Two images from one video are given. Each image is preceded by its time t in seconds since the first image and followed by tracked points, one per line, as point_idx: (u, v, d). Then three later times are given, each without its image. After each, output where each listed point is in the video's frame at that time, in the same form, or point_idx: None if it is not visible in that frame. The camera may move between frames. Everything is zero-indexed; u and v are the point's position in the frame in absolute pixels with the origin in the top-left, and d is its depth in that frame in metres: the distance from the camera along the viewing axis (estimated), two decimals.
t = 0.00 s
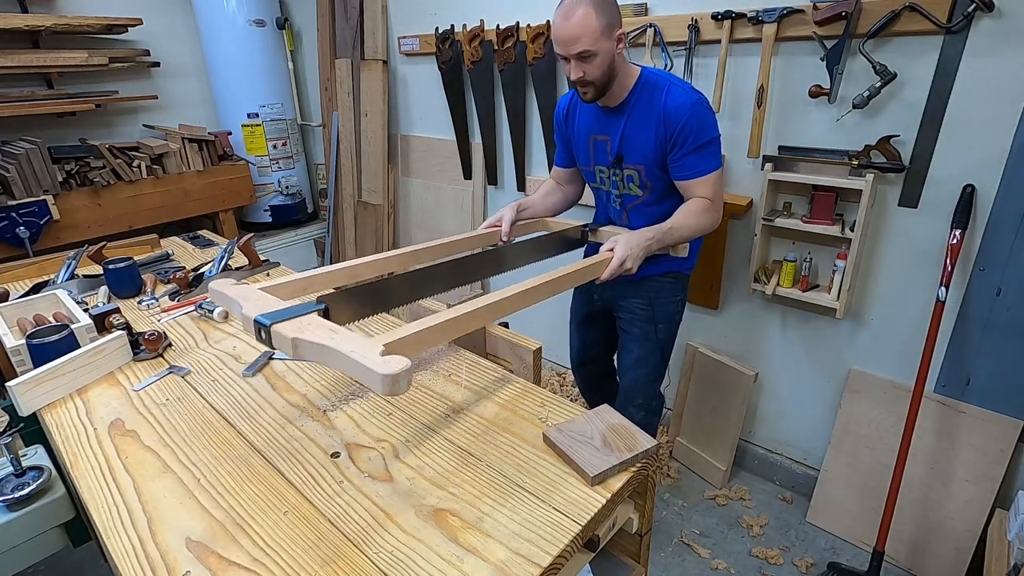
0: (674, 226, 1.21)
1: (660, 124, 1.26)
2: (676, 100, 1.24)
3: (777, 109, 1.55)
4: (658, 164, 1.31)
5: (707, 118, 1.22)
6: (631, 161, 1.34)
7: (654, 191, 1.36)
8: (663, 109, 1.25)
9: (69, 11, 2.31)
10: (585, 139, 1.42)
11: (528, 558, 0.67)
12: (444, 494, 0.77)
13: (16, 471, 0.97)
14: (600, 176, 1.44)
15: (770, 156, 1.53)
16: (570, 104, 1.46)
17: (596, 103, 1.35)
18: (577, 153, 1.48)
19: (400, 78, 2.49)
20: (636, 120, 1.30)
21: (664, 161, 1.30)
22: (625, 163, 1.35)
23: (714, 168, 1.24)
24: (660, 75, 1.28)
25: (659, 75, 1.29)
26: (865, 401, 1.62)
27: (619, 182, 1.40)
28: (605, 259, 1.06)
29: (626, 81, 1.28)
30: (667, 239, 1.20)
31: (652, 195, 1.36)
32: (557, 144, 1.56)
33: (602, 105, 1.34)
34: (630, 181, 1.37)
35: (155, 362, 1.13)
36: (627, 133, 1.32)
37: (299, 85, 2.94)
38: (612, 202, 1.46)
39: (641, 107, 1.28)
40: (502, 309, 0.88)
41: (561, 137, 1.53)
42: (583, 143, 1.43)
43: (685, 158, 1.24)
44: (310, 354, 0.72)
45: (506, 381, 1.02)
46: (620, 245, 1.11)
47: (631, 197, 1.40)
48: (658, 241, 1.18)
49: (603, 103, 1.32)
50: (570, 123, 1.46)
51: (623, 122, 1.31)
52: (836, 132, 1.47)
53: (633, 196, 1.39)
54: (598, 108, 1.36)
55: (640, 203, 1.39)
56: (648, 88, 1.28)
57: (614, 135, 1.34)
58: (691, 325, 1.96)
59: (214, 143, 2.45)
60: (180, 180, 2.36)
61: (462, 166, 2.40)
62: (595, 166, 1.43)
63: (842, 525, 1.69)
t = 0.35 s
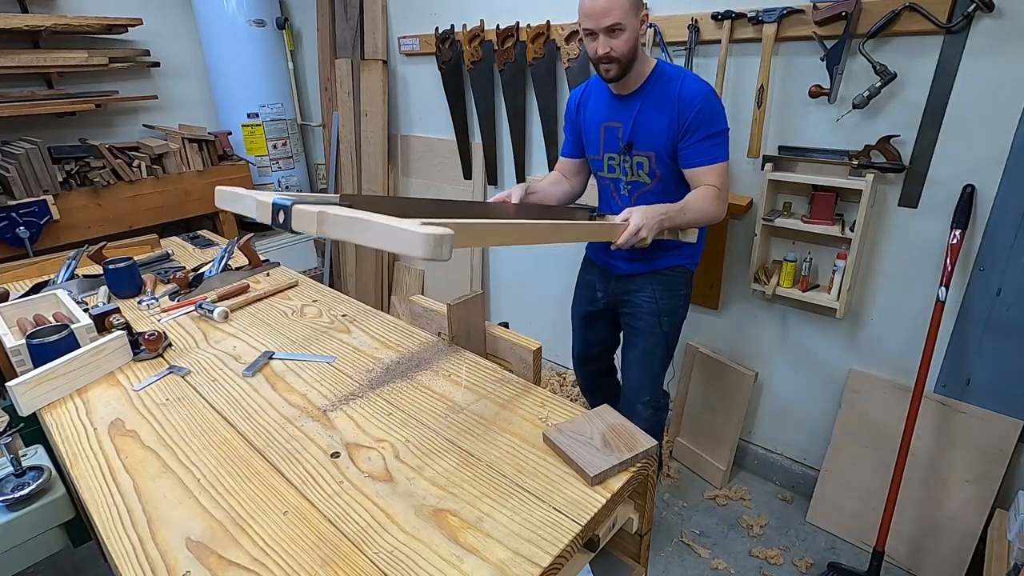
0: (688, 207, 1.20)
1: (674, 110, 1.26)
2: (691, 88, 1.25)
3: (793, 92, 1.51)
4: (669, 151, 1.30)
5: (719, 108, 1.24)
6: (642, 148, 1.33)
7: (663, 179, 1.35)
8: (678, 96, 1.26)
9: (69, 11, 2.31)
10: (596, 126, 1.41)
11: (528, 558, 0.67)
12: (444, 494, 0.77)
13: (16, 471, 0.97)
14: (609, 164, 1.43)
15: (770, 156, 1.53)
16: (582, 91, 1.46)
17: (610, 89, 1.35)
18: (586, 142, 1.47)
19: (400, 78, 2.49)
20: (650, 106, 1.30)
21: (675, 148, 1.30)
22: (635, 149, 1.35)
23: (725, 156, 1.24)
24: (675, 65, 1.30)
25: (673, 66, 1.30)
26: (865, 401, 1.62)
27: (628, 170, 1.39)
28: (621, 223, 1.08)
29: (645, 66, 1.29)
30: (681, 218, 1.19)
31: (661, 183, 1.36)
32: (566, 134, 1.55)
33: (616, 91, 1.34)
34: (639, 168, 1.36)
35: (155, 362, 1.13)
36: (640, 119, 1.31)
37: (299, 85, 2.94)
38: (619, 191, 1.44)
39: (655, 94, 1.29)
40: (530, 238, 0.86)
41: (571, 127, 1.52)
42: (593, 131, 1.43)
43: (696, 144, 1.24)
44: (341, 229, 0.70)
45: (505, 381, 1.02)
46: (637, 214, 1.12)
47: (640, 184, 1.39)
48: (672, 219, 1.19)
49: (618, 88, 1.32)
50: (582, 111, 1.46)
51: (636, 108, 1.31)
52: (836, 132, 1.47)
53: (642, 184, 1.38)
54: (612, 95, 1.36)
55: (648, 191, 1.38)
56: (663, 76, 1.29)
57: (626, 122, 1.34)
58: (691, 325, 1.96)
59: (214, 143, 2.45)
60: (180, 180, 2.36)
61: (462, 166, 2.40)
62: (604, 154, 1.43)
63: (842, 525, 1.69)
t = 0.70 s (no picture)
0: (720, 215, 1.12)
1: (691, 112, 1.24)
2: (708, 91, 1.22)
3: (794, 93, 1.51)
4: (683, 155, 1.27)
5: (737, 110, 1.21)
6: (656, 151, 1.30)
7: (676, 184, 1.32)
8: (695, 98, 1.23)
9: (69, 11, 2.31)
10: (606, 129, 1.38)
11: (528, 557, 0.67)
12: (444, 494, 0.77)
13: (16, 471, 0.97)
14: (620, 167, 1.39)
15: (770, 156, 1.53)
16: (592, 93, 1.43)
17: (622, 90, 1.33)
18: (595, 145, 1.43)
19: (400, 78, 2.49)
20: (665, 108, 1.27)
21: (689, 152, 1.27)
22: (648, 152, 1.32)
23: (743, 161, 1.21)
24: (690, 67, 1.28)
25: (690, 68, 1.28)
26: (865, 401, 1.62)
27: (639, 173, 1.36)
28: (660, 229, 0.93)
29: (658, 64, 1.26)
30: (715, 225, 1.09)
31: (673, 188, 1.32)
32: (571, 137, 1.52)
33: (629, 92, 1.31)
34: (651, 171, 1.33)
35: (155, 362, 1.13)
36: (654, 121, 1.29)
37: (299, 85, 2.94)
38: (630, 196, 1.41)
39: (670, 96, 1.26)
40: (595, 242, 0.74)
41: (578, 130, 1.48)
42: (603, 134, 1.40)
43: (712, 148, 1.21)
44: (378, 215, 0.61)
45: (505, 381, 1.02)
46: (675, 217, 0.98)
47: (652, 188, 1.35)
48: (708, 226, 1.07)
49: (631, 88, 1.30)
50: (591, 113, 1.42)
51: (651, 110, 1.29)
52: (836, 132, 1.47)
53: (654, 188, 1.35)
54: (624, 96, 1.34)
55: (660, 196, 1.34)
56: (678, 78, 1.26)
57: (639, 124, 1.31)
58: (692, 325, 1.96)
59: (215, 144, 2.46)
60: (180, 180, 2.36)
61: (462, 166, 2.40)
62: (615, 157, 1.39)
63: (842, 526, 1.69)
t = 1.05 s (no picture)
0: (758, 265, 1.00)
1: (732, 129, 1.09)
2: (751, 104, 1.07)
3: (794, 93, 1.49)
4: (724, 176, 1.14)
5: (785, 127, 1.06)
6: (692, 171, 1.17)
7: (715, 206, 1.19)
8: (737, 112, 1.08)
9: (69, 11, 2.30)
10: (635, 143, 1.24)
11: (528, 557, 0.67)
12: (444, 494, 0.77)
13: (16, 471, 0.97)
14: (650, 185, 1.26)
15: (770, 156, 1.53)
16: (616, 101, 1.28)
17: (653, 101, 1.18)
18: (622, 160, 1.30)
19: (399, 78, 2.49)
20: (703, 123, 1.13)
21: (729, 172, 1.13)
22: (683, 172, 1.18)
23: (793, 185, 1.06)
24: (731, 74, 1.12)
25: (730, 75, 1.12)
26: (865, 401, 1.62)
27: (672, 194, 1.23)
28: (688, 312, 0.86)
29: (693, 71, 1.11)
30: (752, 279, 0.99)
31: (711, 210, 1.20)
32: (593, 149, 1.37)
33: (661, 103, 1.17)
34: (686, 193, 1.20)
35: (155, 362, 1.13)
36: (690, 138, 1.15)
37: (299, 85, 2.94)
38: (662, 217, 1.28)
39: (707, 109, 1.12)
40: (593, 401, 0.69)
41: (601, 143, 1.34)
42: (631, 148, 1.26)
43: (757, 171, 1.07)
44: (329, 503, 0.52)
45: (505, 382, 1.02)
46: (705, 292, 0.90)
47: (686, 211, 1.23)
48: (744, 284, 0.97)
49: (663, 100, 1.15)
50: (616, 124, 1.28)
51: (685, 125, 1.15)
52: (836, 132, 1.47)
53: (689, 210, 1.22)
54: (654, 107, 1.19)
55: (696, 219, 1.22)
56: (717, 88, 1.11)
57: (672, 140, 1.18)
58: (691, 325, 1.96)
59: (214, 143, 2.45)
60: (180, 180, 2.36)
61: (462, 166, 2.40)
62: (645, 175, 1.26)
63: (842, 525, 1.69)
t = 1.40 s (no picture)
0: (769, 306, 0.94)
1: (752, 148, 1.03)
2: (774, 121, 1.00)
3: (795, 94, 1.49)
4: (743, 195, 1.08)
5: (810, 147, 0.99)
6: (709, 188, 1.11)
7: (732, 225, 1.13)
8: (758, 130, 1.01)
9: (69, 11, 2.31)
10: (648, 156, 1.18)
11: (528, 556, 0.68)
12: (444, 494, 0.77)
13: (16, 471, 0.97)
14: (665, 199, 1.20)
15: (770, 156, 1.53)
16: (629, 109, 1.21)
17: (667, 113, 1.11)
18: (635, 171, 1.23)
19: (399, 78, 2.49)
20: (721, 139, 1.06)
21: (749, 191, 1.07)
22: (699, 189, 1.12)
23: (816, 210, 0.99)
24: (753, 85, 1.04)
25: (753, 86, 1.04)
26: (865, 401, 1.62)
27: (688, 211, 1.17)
28: (684, 373, 0.82)
29: (711, 83, 1.03)
30: (761, 321, 0.93)
31: (730, 228, 1.14)
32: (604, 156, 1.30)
33: (676, 116, 1.09)
34: (703, 211, 1.15)
35: (155, 362, 1.13)
36: (707, 154, 1.08)
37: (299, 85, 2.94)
38: (678, 232, 1.23)
39: (726, 124, 1.05)
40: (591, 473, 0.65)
41: (612, 152, 1.26)
42: (644, 161, 1.20)
43: (778, 194, 1.00)
44: None
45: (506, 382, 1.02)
46: (705, 343, 0.85)
47: (703, 228, 1.17)
48: (751, 327, 0.92)
49: (678, 114, 1.08)
50: (629, 134, 1.21)
51: (702, 141, 1.08)
52: (836, 132, 1.47)
53: (705, 227, 1.17)
54: (668, 119, 1.12)
55: (712, 237, 1.17)
56: (737, 101, 1.04)
57: (688, 155, 1.11)
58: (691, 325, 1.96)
59: (214, 143, 2.45)
60: (180, 180, 2.36)
61: (462, 166, 2.40)
62: (659, 189, 1.20)
63: (842, 525, 1.69)
